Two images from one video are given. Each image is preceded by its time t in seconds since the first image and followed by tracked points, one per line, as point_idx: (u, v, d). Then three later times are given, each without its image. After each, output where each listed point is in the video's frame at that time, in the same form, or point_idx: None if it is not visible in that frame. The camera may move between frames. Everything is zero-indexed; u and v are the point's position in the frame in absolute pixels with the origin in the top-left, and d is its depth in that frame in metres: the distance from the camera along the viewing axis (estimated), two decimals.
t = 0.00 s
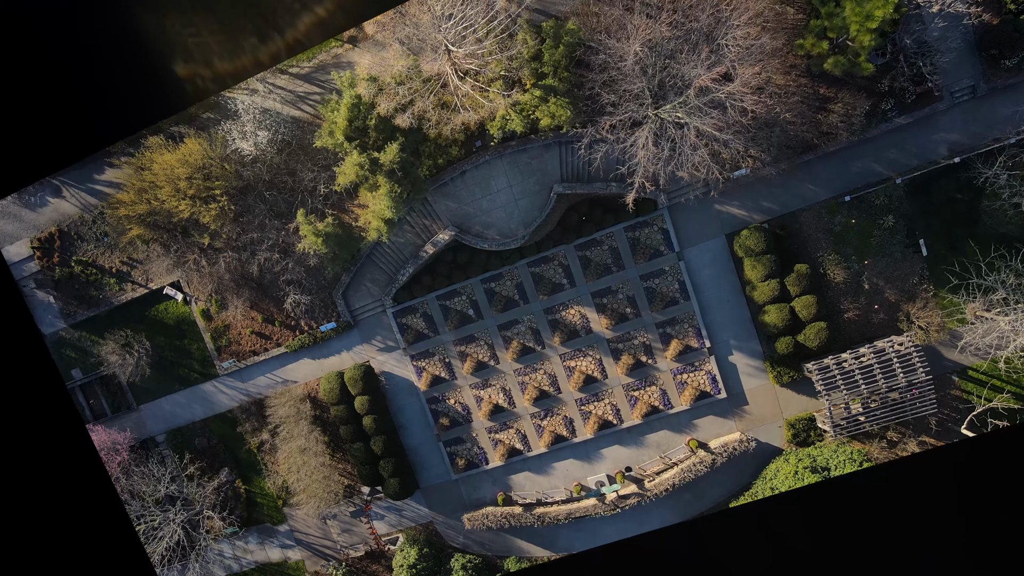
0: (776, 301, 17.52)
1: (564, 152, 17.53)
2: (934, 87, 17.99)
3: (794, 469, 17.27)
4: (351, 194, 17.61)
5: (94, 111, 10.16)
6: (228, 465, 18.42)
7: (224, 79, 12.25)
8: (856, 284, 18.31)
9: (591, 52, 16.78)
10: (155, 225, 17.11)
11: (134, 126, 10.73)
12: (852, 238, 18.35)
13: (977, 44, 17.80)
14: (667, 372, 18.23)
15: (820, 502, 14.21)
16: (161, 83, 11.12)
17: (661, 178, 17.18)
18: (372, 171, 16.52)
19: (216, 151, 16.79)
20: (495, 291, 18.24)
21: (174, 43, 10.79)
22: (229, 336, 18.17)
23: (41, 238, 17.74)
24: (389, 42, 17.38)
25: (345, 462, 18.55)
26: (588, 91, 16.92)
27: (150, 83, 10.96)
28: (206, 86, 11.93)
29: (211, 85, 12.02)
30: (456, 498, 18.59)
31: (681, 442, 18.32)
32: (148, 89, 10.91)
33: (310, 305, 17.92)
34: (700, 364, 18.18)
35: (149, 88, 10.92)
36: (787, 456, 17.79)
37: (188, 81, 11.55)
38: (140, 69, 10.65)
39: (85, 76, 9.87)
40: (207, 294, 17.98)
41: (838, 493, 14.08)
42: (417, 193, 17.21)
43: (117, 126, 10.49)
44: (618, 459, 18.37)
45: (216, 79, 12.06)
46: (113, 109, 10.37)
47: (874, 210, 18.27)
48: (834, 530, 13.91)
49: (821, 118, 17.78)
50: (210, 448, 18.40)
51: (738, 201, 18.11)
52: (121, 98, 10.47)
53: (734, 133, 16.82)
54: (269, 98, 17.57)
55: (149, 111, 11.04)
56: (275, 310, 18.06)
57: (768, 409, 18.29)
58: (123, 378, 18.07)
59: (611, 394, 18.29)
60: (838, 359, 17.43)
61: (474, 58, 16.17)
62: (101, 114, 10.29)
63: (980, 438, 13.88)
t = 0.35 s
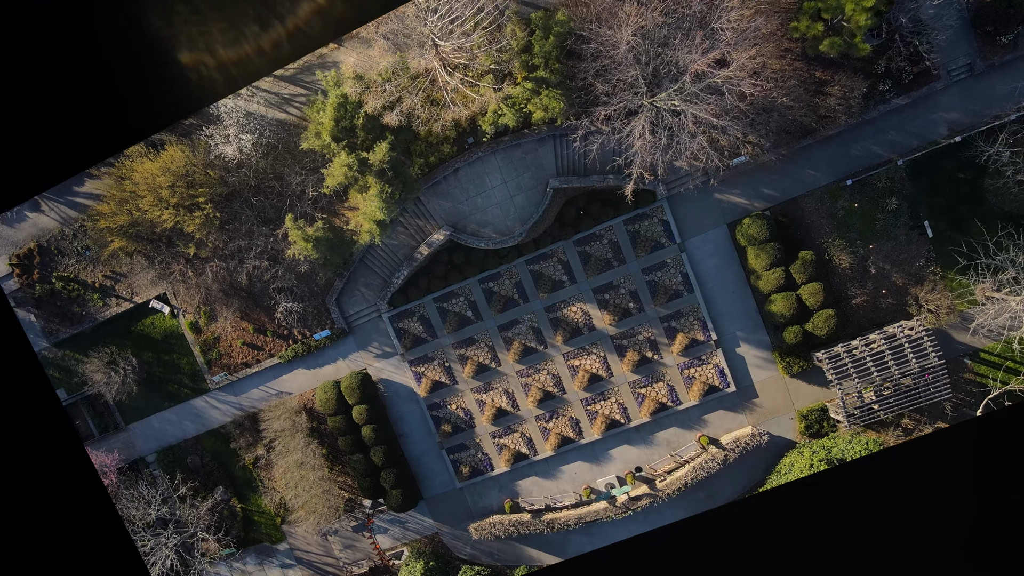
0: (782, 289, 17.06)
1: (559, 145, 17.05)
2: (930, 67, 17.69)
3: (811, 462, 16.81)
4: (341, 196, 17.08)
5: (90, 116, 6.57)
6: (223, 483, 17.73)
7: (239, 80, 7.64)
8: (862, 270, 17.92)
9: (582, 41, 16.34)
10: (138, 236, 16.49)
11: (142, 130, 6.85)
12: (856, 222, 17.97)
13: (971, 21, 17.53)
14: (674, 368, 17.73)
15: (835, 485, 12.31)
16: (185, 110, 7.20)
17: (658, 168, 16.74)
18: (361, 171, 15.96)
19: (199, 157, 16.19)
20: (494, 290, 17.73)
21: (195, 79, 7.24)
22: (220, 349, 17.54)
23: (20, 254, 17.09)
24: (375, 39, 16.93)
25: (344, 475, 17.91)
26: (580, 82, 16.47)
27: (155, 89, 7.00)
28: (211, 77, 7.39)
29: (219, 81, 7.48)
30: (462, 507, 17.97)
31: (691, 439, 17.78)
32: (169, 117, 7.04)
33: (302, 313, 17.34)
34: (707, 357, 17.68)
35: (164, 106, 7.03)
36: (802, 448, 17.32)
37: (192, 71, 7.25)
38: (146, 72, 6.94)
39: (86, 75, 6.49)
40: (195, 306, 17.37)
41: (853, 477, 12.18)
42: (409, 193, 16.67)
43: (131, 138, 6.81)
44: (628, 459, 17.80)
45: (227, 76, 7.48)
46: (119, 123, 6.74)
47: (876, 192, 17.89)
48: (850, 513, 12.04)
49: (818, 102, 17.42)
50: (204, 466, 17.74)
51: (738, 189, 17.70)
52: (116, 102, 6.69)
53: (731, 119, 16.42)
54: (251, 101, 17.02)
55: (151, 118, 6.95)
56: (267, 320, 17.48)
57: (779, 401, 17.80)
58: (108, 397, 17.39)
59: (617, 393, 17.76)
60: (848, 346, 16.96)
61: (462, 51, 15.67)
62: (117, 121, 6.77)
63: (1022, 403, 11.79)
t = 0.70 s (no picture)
0: (789, 278, 16.61)
1: (553, 139, 16.55)
2: (927, 46, 17.33)
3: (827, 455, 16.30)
4: (331, 200, 16.51)
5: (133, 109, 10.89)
6: (218, 503, 17.03)
7: (240, 66, 12.34)
8: (868, 255, 17.52)
9: (573, 30, 15.79)
10: (120, 248, 15.86)
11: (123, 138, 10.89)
12: (859, 206, 17.56)
13: None
14: (681, 363, 17.20)
15: (854, 473, 15.54)
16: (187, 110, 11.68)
17: (656, 159, 16.27)
18: (350, 173, 15.43)
19: (181, 163, 15.59)
20: (492, 291, 17.19)
21: (203, 91, 11.88)
22: (210, 362, 16.89)
23: None
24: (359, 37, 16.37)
25: (344, 489, 17.22)
26: (572, 72, 15.95)
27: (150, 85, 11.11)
28: (217, 64, 11.92)
29: (223, 68, 12.09)
30: (468, 517, 17.36)
31: (702, 436, 17.25)
32: (175, 119, 11.44)
33: (294, 322, 16.73)
34: (715, 351, 17.18)
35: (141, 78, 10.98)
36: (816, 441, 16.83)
37: (200, 58, 11.70)
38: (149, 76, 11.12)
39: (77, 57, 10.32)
40: (183, 319, 16.73)
41: (866, 463, 15.59)
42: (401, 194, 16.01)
43: (126, 145, 10.92)
44: (638, 460, 17.27)
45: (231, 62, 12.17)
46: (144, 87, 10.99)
47: (879, 175, 17.51)
48: (866, 497, 15.27)
49: (815, 86, 17.09)
50: (196, 486, 17.03)
51: (738, 177, 17.28)
52: (136, 110, 10.97)
53: (729, 105, 16.00)
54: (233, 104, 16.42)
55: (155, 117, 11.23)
56: (258, 331, 16.86)
57: (790, 392, 17.30)
58: (95, 418, 16.69)
59: (624, 391, 17.21)
60: (859, 334, 16.49)
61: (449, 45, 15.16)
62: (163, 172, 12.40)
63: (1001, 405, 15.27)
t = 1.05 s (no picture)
0: (795, 266, 16.16)
1: (548, 132, 16.05)
2: (923, 24, 16.97)
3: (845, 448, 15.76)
4: (320, 204, 15.93)
5: (138, 93, 11.62)
6: (212, 525, 16.30)
7: (245, 53, 12.90)
8: (875, 239, 17.10)
9: (563, 20, 15.16)
10: (100, 262, 15.20)
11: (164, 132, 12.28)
12: (863, 190, 17.15)
13: None
14: (689, 358, 16.68)
15: (869, 451, 16.01)
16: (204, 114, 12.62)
17: (654, 149, 15.79)
18: (339, 175, 14.73)
19: (161, 171, 14.97)
20: (491, 292, 16.63)
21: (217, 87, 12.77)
22: (199, 378, 16.22)
23: None
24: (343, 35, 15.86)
25: (345, 504, 16.54)
26: (563, 63, 15.33)
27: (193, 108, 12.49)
28: (221, 50, 12.50)
29: (228, 54, 12.62)
30: (475, 528, 16.73)
31: (714, 432, 16.73)
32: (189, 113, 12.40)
33: (287, 332, 16.12)
34: (723, 344, 16.68)
35: (179, 79, 12.23)
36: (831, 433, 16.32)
37: (204, 44, 12.35)
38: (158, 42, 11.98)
39: (70, 45, 10.97)
40: (170, 334, 16.06)
41: (882, 442, 16.05)
42: (393, 195, 15.42)
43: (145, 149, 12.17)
44: (649, 460, 16.72)
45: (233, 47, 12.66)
46: (161, 85, 11.91)
47: (881, 157, 17.11)
48: (879, 475, 15.74)
49: (812, 69, 16.68)
50: (190, 508, 16.31)
51: (739, 165, 16.83)
52: (138, 94, 11.65)
53: (726, 90, 15.58)
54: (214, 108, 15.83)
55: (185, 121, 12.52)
56: (250, 343, 16.23)
57: (802, 384, 16.78)
58: (80, 441, 15.96)
59: (631, 390, 16.69)
60: (869, 321, 15.98)
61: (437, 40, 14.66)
62: (131, 141, 11.93)
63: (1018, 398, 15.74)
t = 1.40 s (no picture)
0: (802, 253, 15.66)
1: (542, 126, 15.52)
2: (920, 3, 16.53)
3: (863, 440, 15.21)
4: (310, 208, 15.36)
5: (139, 93, 11.19)
6: (208, 548, 15.59)
7: (247, 41, 12.25)
8: (882, 223, 16.66)
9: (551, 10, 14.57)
10: (81, 278, 14.58)
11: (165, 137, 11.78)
12: (867, 173, 16.73)
13: None
14: (698, 353, 16.15)
15: (883, 434, 15.43)
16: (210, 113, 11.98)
17: (652, 139, 15.31)
18: (326, 177, 14.03)
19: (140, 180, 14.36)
20: (490, 292, 16.07)
21: (221, 81, 12.18)
22: (188, 395, 15.54)
23: None
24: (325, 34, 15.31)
25: (346, 521, 15.87)
26: (553, 54, 14.75)
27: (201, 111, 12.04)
28: (227, 38, 11.98)
29: (232, 42, 12.05)
30: (483, 539, 16.08)
31: (726, 429, 16.20)
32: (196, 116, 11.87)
33: (279, 343, 15.48)
34: (731, 337, 16.16)
35: (185, 78, 11.75)
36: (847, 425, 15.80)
37: (209, 34, 11.81)
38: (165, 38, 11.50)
39: (69, 45, 10.56)
40: (157, 350, 15.41)
41: (897, 424, 15.40)
42: (383, 197, 14.62)
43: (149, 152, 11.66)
44: (660, 461, 16.16)
45: (237, 36, 12.11)
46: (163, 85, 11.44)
47: (884, 140, 16.69)
48: (893, 458, 15.18)
49: (809, 53, 16.29)
50: (183, 532, 15.61)
51: (739, 152, 16.39)
52: (141, 97, 11.22)
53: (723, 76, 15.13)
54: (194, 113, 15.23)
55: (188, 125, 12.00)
56: (240, 356, 15.57)
57: (814, 375, 16.28)
58: (65, 466, 15.27)
59: (639, 388, 16.13)
60: (881, 306, 15.40)
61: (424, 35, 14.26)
62: (132, 142, 11.43)
63: None
